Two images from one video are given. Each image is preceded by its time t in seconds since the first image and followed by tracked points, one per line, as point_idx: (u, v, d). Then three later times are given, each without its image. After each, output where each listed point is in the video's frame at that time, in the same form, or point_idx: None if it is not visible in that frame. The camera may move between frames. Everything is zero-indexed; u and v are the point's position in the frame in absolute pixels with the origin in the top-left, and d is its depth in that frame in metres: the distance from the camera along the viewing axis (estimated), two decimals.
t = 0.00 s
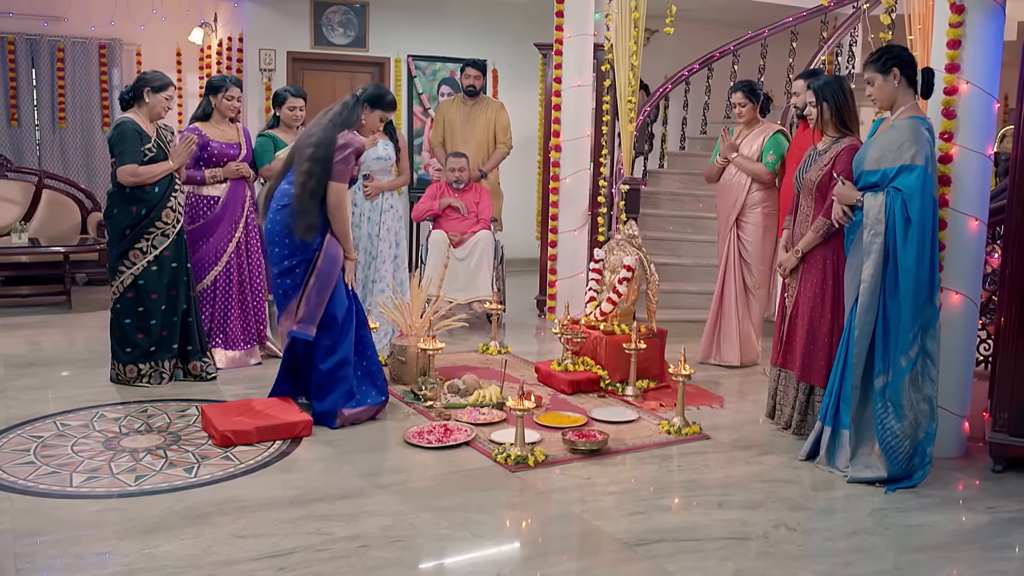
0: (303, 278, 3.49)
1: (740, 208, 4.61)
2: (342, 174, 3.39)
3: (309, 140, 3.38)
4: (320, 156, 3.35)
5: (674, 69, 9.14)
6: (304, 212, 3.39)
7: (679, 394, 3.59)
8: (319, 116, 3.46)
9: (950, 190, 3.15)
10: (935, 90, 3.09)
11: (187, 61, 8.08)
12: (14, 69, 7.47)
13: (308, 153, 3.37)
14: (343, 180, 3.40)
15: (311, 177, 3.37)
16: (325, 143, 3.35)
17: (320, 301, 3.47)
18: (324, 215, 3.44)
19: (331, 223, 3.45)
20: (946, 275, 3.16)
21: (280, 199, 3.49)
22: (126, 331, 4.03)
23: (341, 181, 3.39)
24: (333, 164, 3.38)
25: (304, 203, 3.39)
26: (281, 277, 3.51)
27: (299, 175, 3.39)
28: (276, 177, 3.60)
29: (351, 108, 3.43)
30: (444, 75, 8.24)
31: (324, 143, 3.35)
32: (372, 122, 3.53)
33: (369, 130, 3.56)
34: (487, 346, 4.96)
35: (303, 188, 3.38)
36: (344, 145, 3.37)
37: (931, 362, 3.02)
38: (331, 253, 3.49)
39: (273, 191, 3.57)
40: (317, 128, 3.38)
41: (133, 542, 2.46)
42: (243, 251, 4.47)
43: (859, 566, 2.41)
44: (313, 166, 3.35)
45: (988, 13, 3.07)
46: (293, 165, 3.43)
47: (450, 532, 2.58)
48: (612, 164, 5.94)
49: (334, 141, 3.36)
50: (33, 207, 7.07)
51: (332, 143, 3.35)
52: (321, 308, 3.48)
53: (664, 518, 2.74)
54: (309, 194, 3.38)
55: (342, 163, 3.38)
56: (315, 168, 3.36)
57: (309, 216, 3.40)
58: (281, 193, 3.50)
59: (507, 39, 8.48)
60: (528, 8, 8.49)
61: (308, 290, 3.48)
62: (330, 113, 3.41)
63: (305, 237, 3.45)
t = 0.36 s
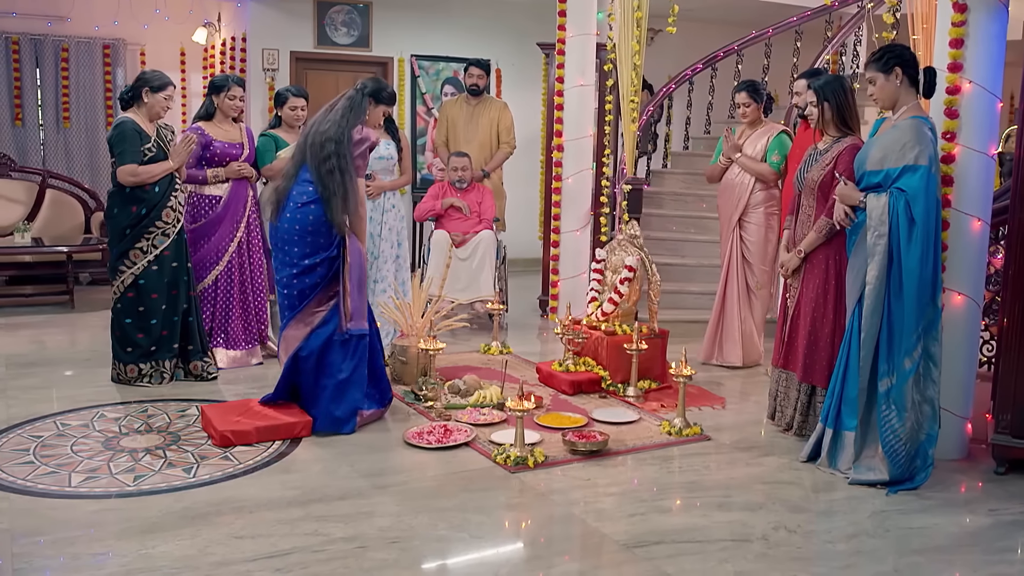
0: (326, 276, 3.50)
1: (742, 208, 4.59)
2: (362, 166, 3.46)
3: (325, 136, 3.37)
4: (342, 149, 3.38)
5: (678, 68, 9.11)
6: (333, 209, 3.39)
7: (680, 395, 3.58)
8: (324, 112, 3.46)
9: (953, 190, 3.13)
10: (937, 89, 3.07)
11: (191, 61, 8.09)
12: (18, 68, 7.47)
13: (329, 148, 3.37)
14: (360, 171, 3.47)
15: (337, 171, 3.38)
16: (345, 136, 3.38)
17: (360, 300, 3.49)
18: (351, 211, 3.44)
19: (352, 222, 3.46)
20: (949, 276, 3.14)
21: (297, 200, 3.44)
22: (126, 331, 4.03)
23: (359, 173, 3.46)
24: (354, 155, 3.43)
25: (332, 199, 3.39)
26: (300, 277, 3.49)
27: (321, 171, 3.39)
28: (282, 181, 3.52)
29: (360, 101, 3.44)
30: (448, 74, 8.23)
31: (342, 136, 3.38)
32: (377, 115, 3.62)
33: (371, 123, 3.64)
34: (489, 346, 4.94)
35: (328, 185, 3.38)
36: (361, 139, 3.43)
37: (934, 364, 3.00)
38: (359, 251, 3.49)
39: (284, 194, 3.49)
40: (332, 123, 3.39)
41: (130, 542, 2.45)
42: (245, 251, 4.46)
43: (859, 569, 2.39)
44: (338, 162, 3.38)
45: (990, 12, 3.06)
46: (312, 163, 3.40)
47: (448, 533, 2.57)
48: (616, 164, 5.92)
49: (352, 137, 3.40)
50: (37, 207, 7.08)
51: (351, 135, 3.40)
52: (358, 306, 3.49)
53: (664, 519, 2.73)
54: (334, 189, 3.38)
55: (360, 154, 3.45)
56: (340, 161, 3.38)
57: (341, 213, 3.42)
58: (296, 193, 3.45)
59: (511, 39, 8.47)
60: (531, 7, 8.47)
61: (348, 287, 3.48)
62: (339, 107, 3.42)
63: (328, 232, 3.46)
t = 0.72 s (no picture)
0: (327, 275, 3.51)
1: (746, 208, 4.56)
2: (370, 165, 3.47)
3: (331, 133, 3.40)
4: (348, 147, 3.40)
5: (682, 68, 9.09)
6: (335, 205, 3.41)
7: (681, 396, 3.56)
8: (331, 111, 3.49)
9: (956, 190, 3.11)
10: (940, 88, 3.05)
11: (196, 61, 8.10)
12: (22, 68, 7.49)
13: (335, 145, 3.39)
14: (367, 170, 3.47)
15: (341, 169, 3.40)
16: (353, 134, 3.40)
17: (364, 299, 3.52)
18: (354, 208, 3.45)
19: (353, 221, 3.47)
20: (951, 277, 3.12)
21: (299, 197, 3.46)
22: (127, 330, 4.03)
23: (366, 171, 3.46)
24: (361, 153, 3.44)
25: (335, 196, 3.41)
26: (301, 275, 3.50)
27: (325, 168, 3.40)
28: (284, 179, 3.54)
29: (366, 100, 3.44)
30: (451, 74, 8.23)
31: (349, 134, 3.40)
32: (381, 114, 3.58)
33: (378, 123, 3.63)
34: (491, 346, 4.93)
35: (331, 181, 3.40)
36: (369, 139, 3.44)
37: (936, 365, 2.98)
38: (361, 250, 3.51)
39: (286, 191, 3.51)
40: (339, 121, 3.41)
41: (128, 543, 2.45)
42: (246, 250, 4.46)
43: (859, 572, 2.37)
44: (342, 159, 3.40)
45: (994, 11, 3.04)
46: (315, 159, 3.42)
47: (446, 534, 2.56)
48: (618, 164, 5.90)
49: (358, 136, 3.41)
50: (41, 207, 7.08)
51: (360, 134, 3.42)
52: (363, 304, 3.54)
53: (663, 521, 2.71)
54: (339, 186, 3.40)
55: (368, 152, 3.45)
56: (345, 158, 3.40)
57: (345, 211, 3.44)
58: (297, 191, 3.47)
59: (515, 39, 8.47)
60: (535, 6, 8.46)
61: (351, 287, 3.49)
62: (345, 106, 3.44)
63: (330, 232, 3.48)
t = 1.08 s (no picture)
0: (336, 288, 3.54)
1: (748, 208, 4.54)
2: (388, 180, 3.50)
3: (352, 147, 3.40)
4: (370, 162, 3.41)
5: (687, 68, 9.07)
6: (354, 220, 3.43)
7: (682, 397, 3.54)
8: (347, 125, 3.48)
9: (958, 190, 3.09)
10: (943, 88, 3.02)
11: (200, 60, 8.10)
12: (27, 68, 7.50)
13: (358, 159, 3.40)
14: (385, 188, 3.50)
15: (356, 185, 3.41)
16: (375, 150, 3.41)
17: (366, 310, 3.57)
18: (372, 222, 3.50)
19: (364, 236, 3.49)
20: (953, 277, 3.10)
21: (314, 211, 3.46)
22: (128, 330, 4.03)
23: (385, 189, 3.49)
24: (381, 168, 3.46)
25: (354, 211, 3.43)
26: (310, 286, 3.53)
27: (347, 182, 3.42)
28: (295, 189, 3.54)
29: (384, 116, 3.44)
30: (455, 74, 8.23)
31: (370, 151, 3.40)
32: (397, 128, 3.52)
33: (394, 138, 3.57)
34: (493, 347, 4.93)
35: (352, 196, 3.41)
36: (387, 156, 3.45)
37: (937, 366, 2.96)
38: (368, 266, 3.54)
39: (298, 203, 3.51)
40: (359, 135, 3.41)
41: (125, 543, 2.44)
42: (247, 250, 4.46)
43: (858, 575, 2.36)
44: (359, 175, 3.41)
45: (997, 10, 3.01)
46: (332, 173, 3.43)
47: (443, 536, 2.54)
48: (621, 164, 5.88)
49: (377, 153, 3.42)
50: (45, 207, 7.09)
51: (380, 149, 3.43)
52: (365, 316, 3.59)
53: (662, 523, 2.70)
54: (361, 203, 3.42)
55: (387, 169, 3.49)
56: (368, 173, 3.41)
57: (359, 226, 3.46)
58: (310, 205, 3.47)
59: (519, 39, 8.46)
60: (539, 6, 8.45)
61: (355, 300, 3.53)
62: (364, 121, 3.44)
63: (342, 247, 3.49)
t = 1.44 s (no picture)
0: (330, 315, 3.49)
1: (750, 208, 4.52)
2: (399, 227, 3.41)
3: (355, 192, 3.33)
4: (373, 207, 3.32)
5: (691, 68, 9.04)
6: (357, 264, 3.36)
7: (682, 398, 3.52)
8: (354, 169, 3.40)
9: (960, 190, 3.07)
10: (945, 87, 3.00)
11: (204, 60, 8.10)
12: (31, 67, 7.50)
13: (360, 205, 3.32)
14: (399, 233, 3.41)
15: (366, 231, 3.34)
16: (378, 194, 3.32)
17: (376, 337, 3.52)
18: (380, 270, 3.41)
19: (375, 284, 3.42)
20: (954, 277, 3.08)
21: (311, 246, 3.44)
22: (127, 331, 4.05)
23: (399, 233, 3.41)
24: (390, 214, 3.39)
25: (356, 256, 3.35)
26: (304, 311, 3.49)
27: (349, 227, 3.35)
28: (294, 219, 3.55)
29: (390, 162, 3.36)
30: (459, 74, 8.21)
31: (375, 196, 3.32)
32: (406, 172, 3.44)
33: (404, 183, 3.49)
34: (493, 347, 4.92)
35: (354, 242, 3.35)
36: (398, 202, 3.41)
37: (937, 367, 2.93)
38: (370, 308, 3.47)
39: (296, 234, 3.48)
40: (360, 179, 3.34)
41: (118, 544, 2.44)
42: (245, 251, 4.45)
43: None
44: (370, 222, 3.33)
45: (1000, 8, 2.98)
46: (334, 216, 3.38)
47: (438, 538, 2.53)
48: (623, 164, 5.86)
49: (387, 199, 3.35)
50: (48, 206, 7.10)
51: (386, 194, 3.34)
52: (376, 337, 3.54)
53: (659, 525, 2.68)
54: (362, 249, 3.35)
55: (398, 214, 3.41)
56: (371, 219, 3.33)
57: (369, 273, 3.38)
58: (310, 246, 3.44)
59: (523, 39, 8.44)
60: (543, 6, 8.44)
61: (363, 338, 3.48)
62: (371, 166, 3.35)
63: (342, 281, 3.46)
